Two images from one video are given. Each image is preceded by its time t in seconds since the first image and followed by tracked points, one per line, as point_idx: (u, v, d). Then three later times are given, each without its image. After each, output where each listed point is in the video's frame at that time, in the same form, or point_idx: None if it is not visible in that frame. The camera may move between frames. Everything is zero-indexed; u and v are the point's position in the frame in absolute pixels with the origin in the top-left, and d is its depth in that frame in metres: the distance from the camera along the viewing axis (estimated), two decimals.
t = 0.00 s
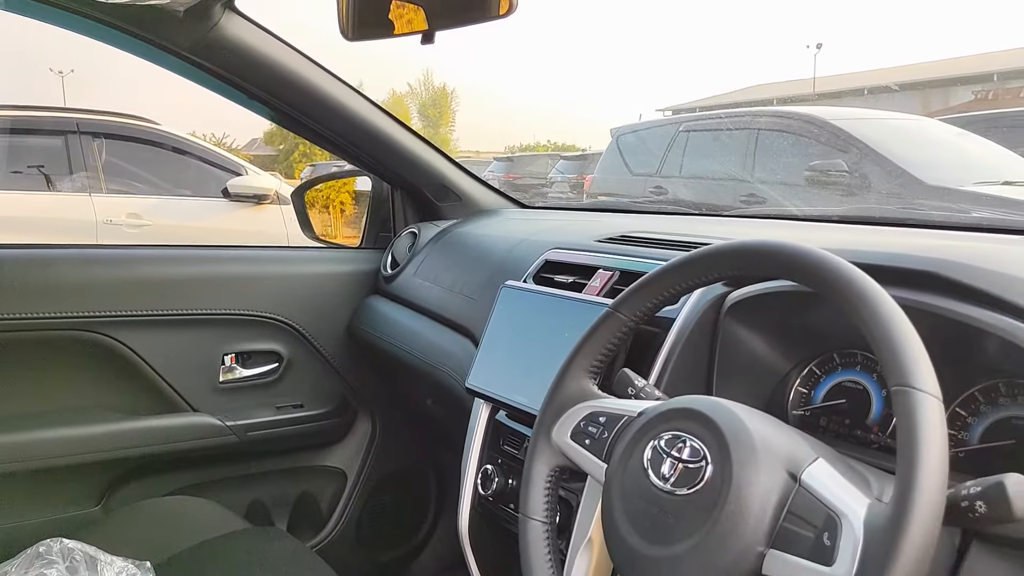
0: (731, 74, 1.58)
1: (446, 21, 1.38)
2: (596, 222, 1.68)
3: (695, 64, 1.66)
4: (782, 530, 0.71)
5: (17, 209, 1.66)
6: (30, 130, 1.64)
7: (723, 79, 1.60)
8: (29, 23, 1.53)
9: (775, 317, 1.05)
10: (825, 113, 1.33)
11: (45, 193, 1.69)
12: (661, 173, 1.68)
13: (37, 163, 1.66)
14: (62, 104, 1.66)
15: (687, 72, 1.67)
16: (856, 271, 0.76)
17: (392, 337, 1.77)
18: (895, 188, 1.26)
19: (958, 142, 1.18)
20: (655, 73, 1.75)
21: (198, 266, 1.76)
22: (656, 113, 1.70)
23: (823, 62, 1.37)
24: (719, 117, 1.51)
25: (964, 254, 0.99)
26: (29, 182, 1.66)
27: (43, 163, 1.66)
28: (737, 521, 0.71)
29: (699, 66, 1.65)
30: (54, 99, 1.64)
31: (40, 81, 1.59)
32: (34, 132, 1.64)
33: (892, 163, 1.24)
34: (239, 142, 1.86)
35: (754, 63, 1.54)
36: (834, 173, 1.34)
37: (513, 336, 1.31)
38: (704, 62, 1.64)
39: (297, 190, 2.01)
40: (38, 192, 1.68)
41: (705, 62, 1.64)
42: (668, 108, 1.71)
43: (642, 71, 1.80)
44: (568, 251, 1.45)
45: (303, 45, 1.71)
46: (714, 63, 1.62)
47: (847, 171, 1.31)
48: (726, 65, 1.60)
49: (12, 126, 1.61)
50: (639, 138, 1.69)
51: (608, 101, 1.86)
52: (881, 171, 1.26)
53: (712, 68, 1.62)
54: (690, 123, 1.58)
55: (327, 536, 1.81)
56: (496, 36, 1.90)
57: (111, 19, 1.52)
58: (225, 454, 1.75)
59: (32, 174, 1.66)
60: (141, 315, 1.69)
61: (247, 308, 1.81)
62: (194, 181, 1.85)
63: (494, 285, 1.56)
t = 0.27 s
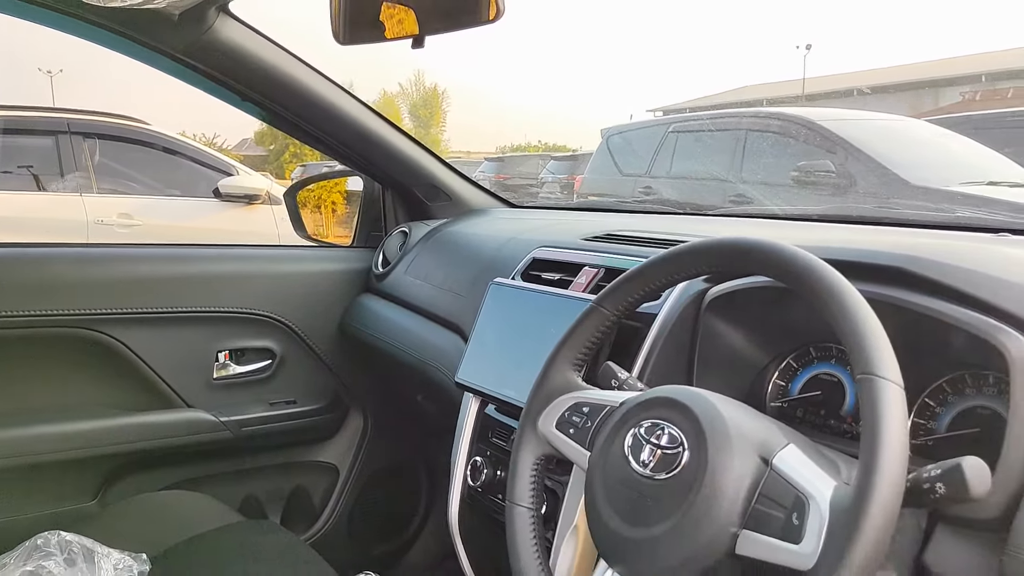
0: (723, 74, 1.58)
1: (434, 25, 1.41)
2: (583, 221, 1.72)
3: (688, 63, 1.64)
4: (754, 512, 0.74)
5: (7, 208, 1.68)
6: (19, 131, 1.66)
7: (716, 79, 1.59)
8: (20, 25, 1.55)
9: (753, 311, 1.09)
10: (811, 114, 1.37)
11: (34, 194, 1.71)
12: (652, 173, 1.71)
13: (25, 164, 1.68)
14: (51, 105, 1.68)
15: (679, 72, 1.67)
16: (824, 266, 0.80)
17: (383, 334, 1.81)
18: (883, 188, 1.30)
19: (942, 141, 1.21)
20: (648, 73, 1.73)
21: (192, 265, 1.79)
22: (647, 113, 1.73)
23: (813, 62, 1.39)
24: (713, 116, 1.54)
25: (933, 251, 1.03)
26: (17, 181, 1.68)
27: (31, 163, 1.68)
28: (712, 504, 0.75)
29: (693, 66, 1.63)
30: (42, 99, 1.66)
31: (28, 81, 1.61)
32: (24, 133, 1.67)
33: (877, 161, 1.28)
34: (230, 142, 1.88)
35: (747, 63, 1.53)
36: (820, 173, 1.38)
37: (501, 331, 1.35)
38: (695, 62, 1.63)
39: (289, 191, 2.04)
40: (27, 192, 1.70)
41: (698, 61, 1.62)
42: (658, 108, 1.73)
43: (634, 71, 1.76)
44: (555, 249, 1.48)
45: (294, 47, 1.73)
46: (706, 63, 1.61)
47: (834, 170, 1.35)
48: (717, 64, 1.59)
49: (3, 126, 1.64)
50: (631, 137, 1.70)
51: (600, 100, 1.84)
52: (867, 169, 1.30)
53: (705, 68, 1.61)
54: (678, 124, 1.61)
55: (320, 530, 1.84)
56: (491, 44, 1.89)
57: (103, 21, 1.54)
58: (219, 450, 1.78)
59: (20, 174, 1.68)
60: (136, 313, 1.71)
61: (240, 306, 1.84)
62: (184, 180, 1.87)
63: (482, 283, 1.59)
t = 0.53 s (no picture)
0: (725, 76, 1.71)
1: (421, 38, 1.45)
2: (567, 223, 1.77)
3: (686, 69, 1.78)
4: (721, 499, 0.79)
5: None
6: (10, 133, 1.68)
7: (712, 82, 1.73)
8: (12, 30, 1.58)
9: (726, 310, 1.14)
10: (799, 117, 1.41)
11: (22, 195, 1.73)
12: (641, 174, 1.74)
13: (14, 166, 1.70)
14: (40, 106, 1.70)
15: (677, 80, 1.81)
16: (789, 268, 0.84)
17: (372, 334, 1.84)
18: (868, 191, 1.32)
19: (927, 143, 1.25)
20: (643, 76, 1.86)
21: (185, 266, 1.82)
22: (637, 114, 1.83)
23: (803, 63, 1.51)
24: (706, 117, 1.57)
25: (898, 251, 1.08)
26: (6, 183, 1.70)
27: (20, 166, 1.71)
28: (681, 492, 0.79)
29: (690, 72, 1.78)
30: (32, 100, 1.68)
31: (17, 81, 1.62)
32: (15, 135, 1.69)
33: (858, 159, 1.31)
34: (220, 144, 1.91)
35: (743, 66, 1.68)
36: (807, 176, 1.41)
37: (486, 331, 1.39)
38: (694, 67, 1.77)
39: (279, 194, 2.07)
40: (15, 195, 1.73)
41: (697, 67, 1.76)
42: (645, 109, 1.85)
43: (631, 73, 1.89)
44: (540, 250, 1.52)
45: (286, 54, 1.77)
46: (705, 69, 1.74)
47: (821, 173, 1.38)
48: (717, 69, 1.73)
49: None
50: (619, 138, 1.77)
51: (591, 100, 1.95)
52: (851, 171, 1.33)
53: (704, 74, 1.75)
54: (666, 127, 1.65)
55: (311, 526, 1.87)
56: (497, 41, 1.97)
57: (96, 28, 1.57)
58: (210, 448, 1.81)
59: (9, 176, 1.70)
60: (129, 313, 1.74)
61: (232, 307, 1.87)
62: (174, 182, 1.89)
63: (468, 283, 1.64)
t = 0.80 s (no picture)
0: (714, 75, 1.69)
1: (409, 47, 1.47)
2: (554, 224, 1.80)
3: (677, 66, 1.73)
4: (693, 486, 0.83)
5: None
6: None
7: (704, 80, 1.71)
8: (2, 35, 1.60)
9: (705, 308, 1.18)
10: (787, 118, 1.43)
11: (10, 198, 1.76)
12: (632, 174, 1.77)
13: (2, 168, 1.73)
14: (29, 109, 1.72)
15: (670, 77, 1.77)
16: (759, 267, 0.88)
17: (362, 334, 1.87)
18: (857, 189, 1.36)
19: (914, 144, 1.28)
20: (635, 75, 1.84)
21: (177, 267, 1.85)
22: (629, 115, 1.85)
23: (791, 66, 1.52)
24: (694, 121, 1.60)
25: (868, 251, 1.12)
26: None
27: (9, 168, 1.74)
28: (656, 480, 0.83)
29: (682, 69, 1.73)
30: (20, 102, 1.70)
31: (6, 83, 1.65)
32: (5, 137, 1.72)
33: (849, 164, 1.35)
34: (209, 146, 1.94)
35: (731, 65, 1.65)
36: (795, 177, 1.45)
37: (473, 329, 1.43)
38: (684, 64, 1.72)
39: (271, 196, 2.11)
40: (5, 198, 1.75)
41: (688, 65, 1.71)
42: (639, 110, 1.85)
43: (622, 72, 1.88)
44: (527, 250, 1.56)
45: (276, 58, 1.79)
46: (695, 67, 1.70)
47: (808, 174, 1.43)
48: (706, 68, 1.69)
49: None
50: (609, 140, 1.80)
51: (586, 101, 1.96)
52: (838, 172, 1.37)
53: (693, 73, 1.72)
54: (658, 129, 1.66)
55: (303, 523, 1.90)
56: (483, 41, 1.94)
57: (87, 33, 1.59)
58: (202, 446, 1.84)
59: None
60: (122, 313, 1.77)
61: (223, 307, 1.90)
62: (165, 184, 1.93)
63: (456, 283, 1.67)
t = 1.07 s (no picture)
0: (712, 77, 1.72)
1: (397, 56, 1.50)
2: (541, 227, 1.84)
3: (674, 70, 1.77)
4: (670, 478, 0.87)
5: None
6: None
7: (701, 82, 1.74)
8: None
9: (686, 308, 1.22)
10: (777, 121, 1.46)
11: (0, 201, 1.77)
12: (622, 176, 1.80)
13: None
14: (19, 112, 1.74)
15: (667, 80, 1.80)
16: (734, 268, 0.92)
17: (354, 335, 1.90)
18: (843, 190, 1.41)
19: (903, 146, 1.31)
20: (630, 77, 1.86)
21: (170, 270, 1.88)
22: (621, 118, 1.92)
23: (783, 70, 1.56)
24: (686, 124, 1.62)
25: (842, 252, 1.17)
26: None
27: None
28: (636, 472, 0.87)
29: (679, 73, 1.77)
30: (10, 105, 1.72)
31: None
32: None
33: (835, 167, 1.39)
34: (199, 148, 1.96)
35: (726, 67, 1.68)
36: (782, 180, 1.49)
37: (461, 329, 1.46)
38: (681, 69, 1.76)
39: (263, 198, 2.14)
40: None
41: (685, 69, 1.75)
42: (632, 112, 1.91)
43: (617, 74, 1.88)
44: (514, 252, 1.60)
45: (269, 65, 1.82)
46: (692, 71, 1.74)
47: (796, 176, 1.47)
48: (703, 70, 1.72)
49: None
50: (598, 142, 1.84)
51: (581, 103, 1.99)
52: (823, 174, 1.41)
53: (690, 76, 1.75)
54: (648, 130, 1.70)
55: (296, 521, 1.92)
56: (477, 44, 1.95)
57: (80, 38, 1.61)
58: (195, 445, 1.87)
59: None
60: (117, 315, 1.80)
61: (217, 309, 1.93)
62: (159, 189, 1.96)
63: (445, 285, 1.71)
